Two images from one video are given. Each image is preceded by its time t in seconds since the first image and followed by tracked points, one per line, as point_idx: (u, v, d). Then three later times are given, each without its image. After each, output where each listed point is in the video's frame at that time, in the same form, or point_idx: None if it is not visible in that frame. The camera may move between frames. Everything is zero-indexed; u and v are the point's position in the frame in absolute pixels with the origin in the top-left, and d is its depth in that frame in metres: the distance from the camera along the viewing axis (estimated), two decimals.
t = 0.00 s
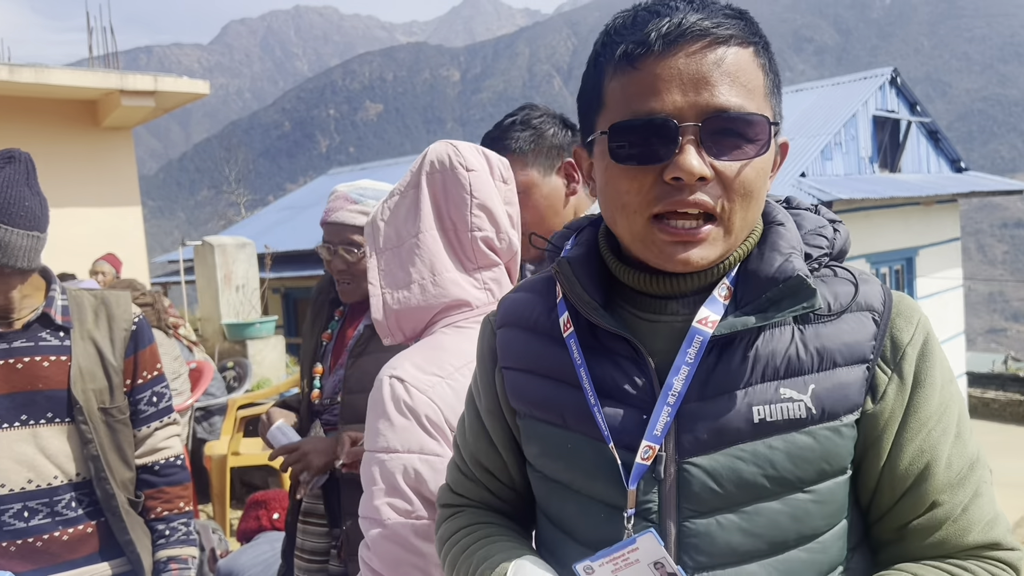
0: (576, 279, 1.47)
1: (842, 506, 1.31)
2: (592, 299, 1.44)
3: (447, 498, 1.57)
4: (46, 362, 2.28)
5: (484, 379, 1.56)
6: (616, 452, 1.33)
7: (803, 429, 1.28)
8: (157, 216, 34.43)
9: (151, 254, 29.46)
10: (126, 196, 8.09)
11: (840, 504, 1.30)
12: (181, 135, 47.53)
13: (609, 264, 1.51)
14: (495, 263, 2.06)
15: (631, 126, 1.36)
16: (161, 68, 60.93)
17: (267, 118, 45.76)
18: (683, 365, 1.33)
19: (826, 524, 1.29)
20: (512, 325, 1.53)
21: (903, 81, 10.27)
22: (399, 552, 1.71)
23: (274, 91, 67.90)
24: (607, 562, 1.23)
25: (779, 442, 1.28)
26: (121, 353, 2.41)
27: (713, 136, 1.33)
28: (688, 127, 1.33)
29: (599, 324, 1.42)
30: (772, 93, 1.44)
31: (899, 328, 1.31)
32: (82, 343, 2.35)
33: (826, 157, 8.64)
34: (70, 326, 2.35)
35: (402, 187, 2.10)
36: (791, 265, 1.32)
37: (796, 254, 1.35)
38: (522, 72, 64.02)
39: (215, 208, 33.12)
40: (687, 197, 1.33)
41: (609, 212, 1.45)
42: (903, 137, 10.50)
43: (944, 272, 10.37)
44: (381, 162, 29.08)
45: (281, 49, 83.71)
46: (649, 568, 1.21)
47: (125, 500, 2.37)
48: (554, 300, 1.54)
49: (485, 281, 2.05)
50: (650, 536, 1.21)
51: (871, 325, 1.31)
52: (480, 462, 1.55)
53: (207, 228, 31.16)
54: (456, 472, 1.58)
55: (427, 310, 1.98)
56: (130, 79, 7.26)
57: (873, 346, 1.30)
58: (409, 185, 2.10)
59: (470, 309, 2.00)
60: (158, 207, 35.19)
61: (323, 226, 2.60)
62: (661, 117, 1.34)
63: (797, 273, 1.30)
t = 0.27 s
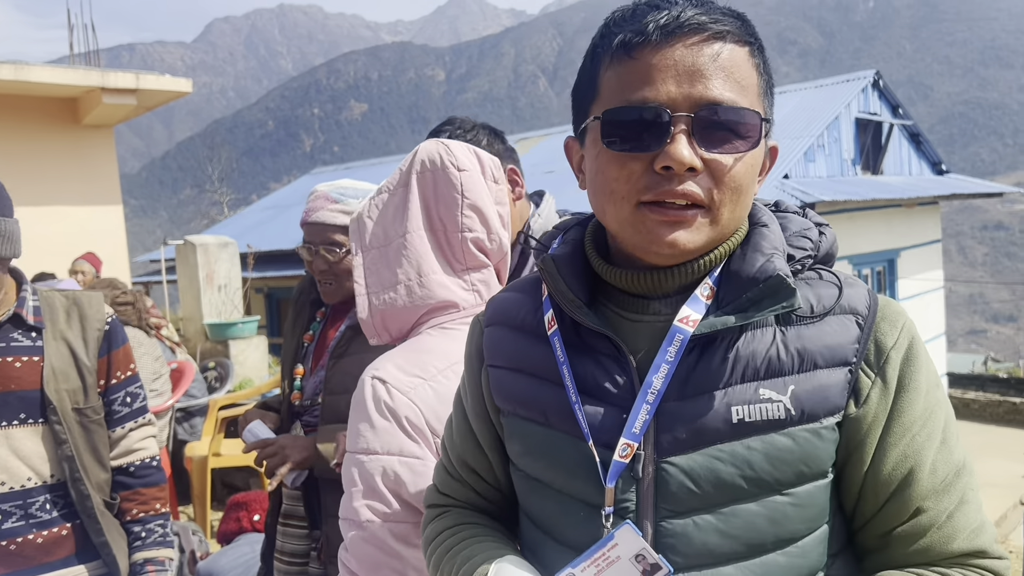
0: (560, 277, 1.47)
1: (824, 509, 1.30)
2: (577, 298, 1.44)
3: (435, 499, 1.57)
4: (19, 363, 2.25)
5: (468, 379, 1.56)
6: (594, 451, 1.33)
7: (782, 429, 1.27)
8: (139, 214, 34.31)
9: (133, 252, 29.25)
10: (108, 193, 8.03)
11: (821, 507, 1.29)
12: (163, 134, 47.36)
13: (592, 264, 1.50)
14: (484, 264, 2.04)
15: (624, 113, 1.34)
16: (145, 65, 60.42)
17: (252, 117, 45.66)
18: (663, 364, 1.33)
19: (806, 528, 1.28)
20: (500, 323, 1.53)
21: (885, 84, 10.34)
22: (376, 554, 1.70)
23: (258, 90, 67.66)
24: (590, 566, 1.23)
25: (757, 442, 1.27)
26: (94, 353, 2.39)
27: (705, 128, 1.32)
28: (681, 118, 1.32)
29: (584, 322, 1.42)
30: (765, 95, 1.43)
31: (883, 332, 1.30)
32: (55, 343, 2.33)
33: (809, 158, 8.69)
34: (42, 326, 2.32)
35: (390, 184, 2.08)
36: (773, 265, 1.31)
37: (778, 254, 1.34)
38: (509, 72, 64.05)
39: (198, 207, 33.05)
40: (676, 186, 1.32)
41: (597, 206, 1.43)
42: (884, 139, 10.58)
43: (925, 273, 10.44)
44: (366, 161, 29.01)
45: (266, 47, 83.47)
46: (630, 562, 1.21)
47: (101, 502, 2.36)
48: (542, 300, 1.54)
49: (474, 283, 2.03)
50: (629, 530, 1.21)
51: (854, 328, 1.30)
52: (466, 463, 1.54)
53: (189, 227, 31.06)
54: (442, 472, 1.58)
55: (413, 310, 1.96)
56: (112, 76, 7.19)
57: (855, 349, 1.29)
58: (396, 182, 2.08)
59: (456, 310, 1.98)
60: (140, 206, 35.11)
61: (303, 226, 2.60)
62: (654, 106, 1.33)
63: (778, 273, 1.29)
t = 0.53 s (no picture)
0: (540, 275, 1.48)
1: (801, 496, 1.29)
2: (557, 295, 1.44)
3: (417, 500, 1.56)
4: None
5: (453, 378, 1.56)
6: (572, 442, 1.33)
7: (756, 416, 1.26)
8: (124, 214, 34.33)
9: (117, 253, 29.04)
10: (91, 193, 7.94)
11: (797, 495, 1.28)
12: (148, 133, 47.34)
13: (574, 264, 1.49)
14: (473, 266, 2.03)
15: (591, 107, 1.36)
16: (130, 64, 60.03)
17: (237, 116, 45.65)
18: (638, 353, 1.33)
19: (782, 516, 1.27)
20: (484, 324, 1.54)
21: (870, 86, 10.41)
22: (373, 567, 1.71)
23: (245, 89, 67.61)
24: (564, 552, 1.24)
25: (730, 429, 1.26)
26: (73, 353, 2.39)
27: (671, 118, 1.33)
28: (647, 108, 1.33)
29: (562, 317, 1.42)
30: (732, 92, 1.44)
31: (856, 319, 1.30)
32: (33, 343, 2.31)
33: (795, 160, 8.73)
34: (20, 326, 2.30)
35: (369, 191, 2.07)
36: (742, 255, 1.31)
37: (748, 244, 1.34)
38: (496, 73, 64.20)
39: (183, 207, 33.12)
40: (643, 175, 1.32)
41: (573, 203, 1.43)
42: (869, 141, 10.65)
43: (910, 274, 10.50)
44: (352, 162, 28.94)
45: (252, 47, 83.41)
46: (600, 552, 1.21)
47: (82, 502, 2.35)
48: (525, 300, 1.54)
49: (463, 285, 2.01)
50: (599, 520, 1.22)
51: (826, 316, 1.30)
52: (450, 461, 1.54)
53: (174, 227, 31.07)
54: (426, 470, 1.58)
55: (406, 315, 1.92)
56: (95, 75, 7.14)
57: (827, 336, 1.29)
58: (376, 190, 2.07)
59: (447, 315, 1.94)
60: (124, 206, 35.22)
61: (286, 227, 2.58)
62: (622, 99, 1.34)
63: (746, 262, 1.29)
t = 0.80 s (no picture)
0: (528, 276, 1.47)
1: (784, 495, 1.31)
2: (544, 295, 1.44)
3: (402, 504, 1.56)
4: None
5: (437, 379, 1.56)
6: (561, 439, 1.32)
7: (741, 415, 1.27)
8: (111, 213, 34.44)
9: (102, 252, 28.85)
10: (77, 192, 7.87)
11: (781, 492, 1.30)
12: (135, 132, 47.37)
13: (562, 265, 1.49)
14: (464, 266, 2.02)
15: (580, 110, 1.36)
16: (116, 61, 59.60)
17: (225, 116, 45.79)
18: (626, 352, 1.33)
19: (767, 512, 1.29)
20: (468, 326, 1.53)
21: (857, 88, 10.45)
22: (361, 567, 1.70)
23: (233, 88, 67.61)
24: (552, 548, 1.23)
25: (716, 428, 1.27)
26: (56, 354, 2.37)
27: (657, 122, 1.33)
28: (632, 113, 1.34)
29: (549, 318, 1.42)
30: (716, 99, 1.44)
31: (836, 323, 1.33)
32: (16, 345, 2.30)
33: (783, 161, 8.75)
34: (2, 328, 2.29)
35: (357, 195, 2.05)
36: (728, 255, 1.32)
37: (733, 247, 1.35)
38: (485, 73, 64.32)
39: (170, 206, 33.23)
40: (629, 179, 1.33)
41: (559, 205, 1.44)
42: (856, 143, 10.68)
43: (897, 276, 10.56)
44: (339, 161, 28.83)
45: (240, 46, 83.46)
46: (591, 550, 1.20)
47: (67, 504, 2.33)
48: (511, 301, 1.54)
49: (454, 285, 2.00)
50: (591, 519, 1.21)
51: (808, 318, 1.32)
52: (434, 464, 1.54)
53: (161, 226, 31.13)
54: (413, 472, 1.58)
55: (401, 317, 1.91)
56: (82, 73, 7.09)
57: (809, 337, 1.30)
58: (366, 194, 2.05)
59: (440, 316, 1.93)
60: (112, 205, 35.54)
61: (274, 228, 2.57)
62: (608, 104, 1.35)
63: (732, 264, 1.29)
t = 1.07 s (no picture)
0: (525, 274, 1.43)
1: (775, 487, 1.34)
2: (539, 294, 1.41)
3: (378, 509, 1.51)
4: None
5: (417, 379, 1.50)
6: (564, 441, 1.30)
7: (740, 412, 1.29)
8: (100, 214, 34.42)
9: (91, 252, 28.77)
10: (66, 192, 7.83)
11: (773, 485, 1.33)
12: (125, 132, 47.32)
13: (559, 263, 1.47)
14: (452, 260, 2.02)
15: (593, 107, 1.34)
16: (106, 61, 59.38)
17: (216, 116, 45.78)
18: (629, 352, 1.32)
19: (763, 505, 1.32)
20: (451, 326, 1.48)
21: (846, 90, 10.50)
22: (343, 549, 1.66)
23: (223, 88, 67.51)
24: (557, 550, 1.25)
25: (716, 426, 1.28)
26: (40, 354, 2.36)
27: (670, 123, 1.33)
28: (645, 111, 1.33)
29: (544, 318, 1.39)
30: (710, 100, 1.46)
31: (818, 321, 1.36)
32: None
33: (772, 162, 8.78)
34: None
35: (341, 199, 2.04)
36: (723, 257, 1.34)
37: (727, 248, 1.37)
38: (477, 74, 64.38)
39: (159, 207, 33.22)
40: (643, 178, 1.32)
41: (561, 202, 1.41)
42: (846, 144, 10.72)
43: (886, 276, 10.60)
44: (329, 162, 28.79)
45: (231, 45, 83.31)
46: (597, 549, 1.23)
47: (53, 505, 2.32)
48: (498, 300, 1.50)
49: (443, 278, 1.99)
50: (597, 518, 1.23)
51: (794, 317, 1.35)
52: (413, 466, 1.50)
53: (150, 227, 31.10)
54: (389, 477, 1.52)
55: (390, 310, 1.89)
56: (70, 73, 7.06)
57: (797, 335, 1.33)
58: (349, 197, 2.04)
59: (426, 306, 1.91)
60: (101, 206, 35.53)
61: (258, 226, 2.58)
62: (622, 102, 1.33)
63: (730, 264, 1.32)
